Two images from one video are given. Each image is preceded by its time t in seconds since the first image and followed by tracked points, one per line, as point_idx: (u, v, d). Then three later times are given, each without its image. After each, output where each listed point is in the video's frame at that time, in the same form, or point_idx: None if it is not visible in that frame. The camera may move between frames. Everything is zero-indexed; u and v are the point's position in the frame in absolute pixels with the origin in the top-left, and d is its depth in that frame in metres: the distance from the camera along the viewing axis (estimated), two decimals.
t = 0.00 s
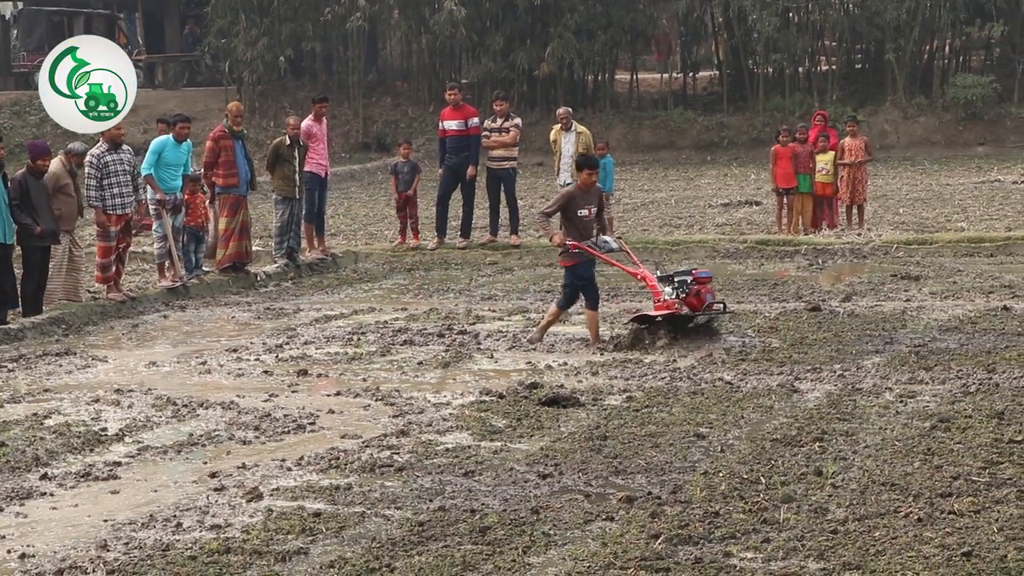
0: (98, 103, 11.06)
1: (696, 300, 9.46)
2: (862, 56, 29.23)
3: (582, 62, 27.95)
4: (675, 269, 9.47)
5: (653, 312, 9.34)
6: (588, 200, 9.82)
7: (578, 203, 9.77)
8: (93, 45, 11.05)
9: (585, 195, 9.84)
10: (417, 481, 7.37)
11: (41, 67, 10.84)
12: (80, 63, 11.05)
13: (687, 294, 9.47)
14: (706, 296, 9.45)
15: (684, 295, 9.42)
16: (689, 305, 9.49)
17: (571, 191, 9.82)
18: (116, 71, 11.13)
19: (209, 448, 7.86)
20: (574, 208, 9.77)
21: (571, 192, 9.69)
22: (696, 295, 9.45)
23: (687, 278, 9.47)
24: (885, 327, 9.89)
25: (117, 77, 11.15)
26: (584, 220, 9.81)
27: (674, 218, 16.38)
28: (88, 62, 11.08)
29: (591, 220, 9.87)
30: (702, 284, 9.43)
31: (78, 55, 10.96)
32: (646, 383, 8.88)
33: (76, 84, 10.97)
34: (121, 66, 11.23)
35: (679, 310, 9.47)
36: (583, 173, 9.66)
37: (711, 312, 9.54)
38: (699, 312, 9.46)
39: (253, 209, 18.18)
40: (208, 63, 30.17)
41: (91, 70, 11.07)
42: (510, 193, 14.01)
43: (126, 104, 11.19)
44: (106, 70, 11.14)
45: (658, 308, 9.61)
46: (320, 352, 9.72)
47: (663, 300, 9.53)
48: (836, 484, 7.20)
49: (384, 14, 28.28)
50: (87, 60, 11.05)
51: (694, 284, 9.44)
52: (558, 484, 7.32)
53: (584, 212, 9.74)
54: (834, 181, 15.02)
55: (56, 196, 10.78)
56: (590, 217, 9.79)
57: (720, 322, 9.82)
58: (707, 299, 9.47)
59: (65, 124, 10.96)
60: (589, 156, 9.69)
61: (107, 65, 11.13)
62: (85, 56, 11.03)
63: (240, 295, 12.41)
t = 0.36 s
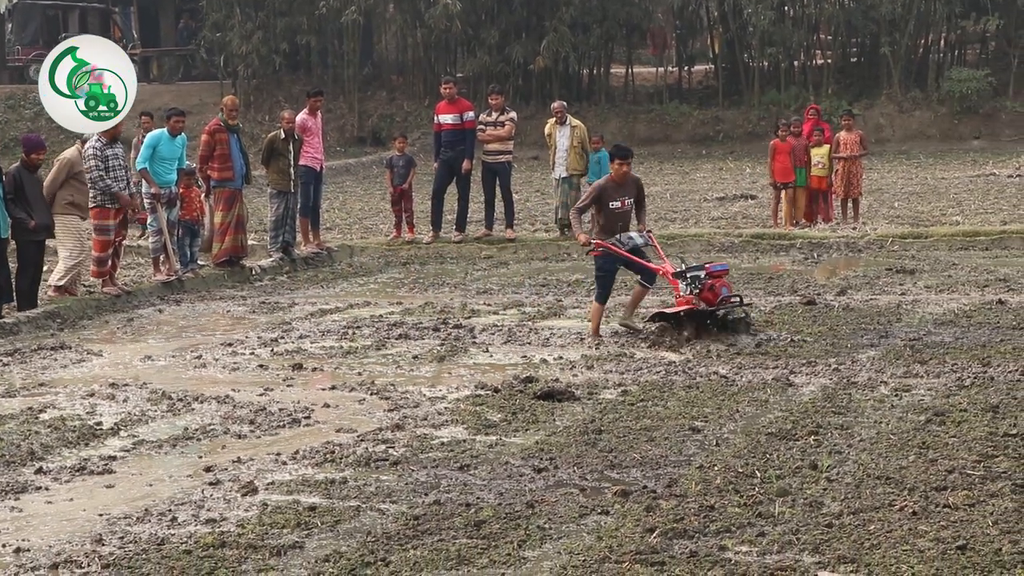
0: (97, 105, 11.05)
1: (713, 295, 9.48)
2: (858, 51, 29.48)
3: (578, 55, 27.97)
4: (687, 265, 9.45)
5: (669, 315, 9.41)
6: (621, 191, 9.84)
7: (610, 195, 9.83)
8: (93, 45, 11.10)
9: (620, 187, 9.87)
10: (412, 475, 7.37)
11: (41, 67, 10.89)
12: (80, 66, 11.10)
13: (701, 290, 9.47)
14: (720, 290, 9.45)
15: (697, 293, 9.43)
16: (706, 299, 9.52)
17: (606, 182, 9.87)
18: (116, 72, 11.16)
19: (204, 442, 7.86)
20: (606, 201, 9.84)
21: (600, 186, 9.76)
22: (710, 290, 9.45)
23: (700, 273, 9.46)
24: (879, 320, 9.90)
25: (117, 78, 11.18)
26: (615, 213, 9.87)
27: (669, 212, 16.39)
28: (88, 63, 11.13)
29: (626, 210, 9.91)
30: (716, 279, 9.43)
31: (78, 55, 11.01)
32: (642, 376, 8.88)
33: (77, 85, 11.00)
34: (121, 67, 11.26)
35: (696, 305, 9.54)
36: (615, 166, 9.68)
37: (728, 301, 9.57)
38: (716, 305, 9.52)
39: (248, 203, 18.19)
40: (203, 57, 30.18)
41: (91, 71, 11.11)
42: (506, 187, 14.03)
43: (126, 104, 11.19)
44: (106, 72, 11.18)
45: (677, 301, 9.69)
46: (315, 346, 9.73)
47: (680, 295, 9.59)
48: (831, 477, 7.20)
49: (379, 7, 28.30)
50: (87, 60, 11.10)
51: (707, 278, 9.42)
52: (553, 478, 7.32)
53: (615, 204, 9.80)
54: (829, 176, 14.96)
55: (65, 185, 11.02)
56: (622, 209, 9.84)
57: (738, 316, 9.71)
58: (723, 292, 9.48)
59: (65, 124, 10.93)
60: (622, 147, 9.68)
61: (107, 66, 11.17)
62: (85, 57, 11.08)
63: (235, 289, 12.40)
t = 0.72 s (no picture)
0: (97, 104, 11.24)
1: (735, 299, 9.27)
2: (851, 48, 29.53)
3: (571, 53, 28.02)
4: (708, 266, 9.32)
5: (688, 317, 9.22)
6: (658, 193, 9.76)
7: (646, 197, 9.77)
8: (93, 46, 11.31)
9: (658, 189, 9.78)
10: (406, 472, 7.37)
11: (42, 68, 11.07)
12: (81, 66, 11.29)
13: (722, 292, 9.29)
14: (741, 293, 9.26)
15: (717, 294, 9.25)
16: (727, 303, 9.32)
17: (643, 184, 9.81)
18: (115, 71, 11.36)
19: (198, 439, 7.86)
20: (641, 201, 9.79)
21: (635, 188, 9.72)
22: (730, 293, 9.27)
23: (722, 275, 9.28)
24: (873, 317, 9.91)
25: (116, 77, 11.38)
26: (650, 215, 9.81)
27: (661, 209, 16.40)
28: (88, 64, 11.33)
29: (663, 212, 9.82)
30: (737, 282, 9.25)
31: (78, 56, 11.21)
32: (636, 373, 8.89)
33: (76, 85, 11.20)
34: (120, 66, 11.45)
35: (717, 308, 9.34)
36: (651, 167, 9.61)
37: (751, 307, 9.33)
38: (736, 309, 9.29)
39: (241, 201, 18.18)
40: (196, 56, 30.20)
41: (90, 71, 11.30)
42: (499, 184, 14.02)
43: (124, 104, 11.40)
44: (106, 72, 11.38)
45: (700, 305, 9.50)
46: (309, 344, 9.73)
47: (702, 299, 9.42)
48: (825, 473, 7.20)
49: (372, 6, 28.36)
50: (87, 61, 11.30)
51: (728, 281, 9.25)
52: (547, 474, 7.32)
53: (649, 206, 9.74)
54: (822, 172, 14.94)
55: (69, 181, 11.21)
56: (657, 211, 9.77)
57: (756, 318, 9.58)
58: (744, 296, 9.27)
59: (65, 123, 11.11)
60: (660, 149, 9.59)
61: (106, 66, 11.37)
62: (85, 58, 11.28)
63: (229, 287, 12.40)
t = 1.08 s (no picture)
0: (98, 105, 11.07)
1: (752, 295, 9.29)
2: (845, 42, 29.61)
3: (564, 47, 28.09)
4: (727, 262, 9.29)
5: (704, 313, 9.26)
6: (686, 183, 9.90)
7: (674, 186, 9.92)
8: (95, 45, 11.15)
9: (686, 179, 9.94)
10: (400, 467, 7.38)
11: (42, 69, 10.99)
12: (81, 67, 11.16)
13: (739, 288, 9.30)
14: (758, 290, 9.27)
15: (734, 289, 9.27)
16: (742, 298, 9.33)
17: (672, 174, 9.97)
18: (115, 71, 11.18)
19: (191, 434, 7.86)
20: (670, 191, 9.93)
21: (665, 176, 9.86)
22: (748, 289, 9.28)
23: (739, 271, 9.29)
24: (866, 310, 9.93)
25: (117, 77, 11.19)
26: (677, 205, 9.94)
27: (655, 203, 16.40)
28: (89, 63, 11.17)
29: (690, 204, 9.96)
30: (755, 278, 9.26)
31: (78, 56, 11.08)
32: (629, 367, 8.89)
33: (77, 85, 11.07)
34: (121, 66, 11.27)
35: (733, 303, 9.37)
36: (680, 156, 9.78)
37: (767, 304, 9.34)
38: (752, 305, 9.31)
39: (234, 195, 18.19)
40: (189, 50, 30.22)
41: (91, 71, 11.15)
42: (493, 179, 14.04)
43: (126, 104, 11.18)
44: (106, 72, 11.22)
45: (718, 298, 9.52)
46: (302, 338, 9.73)
47: (719, 293, 9.45)
48: (819, 466, 7.21)
49: None
50: (87, 60, 11.15)
51: (746, 276, 9.26)
52: (541, 468, 7.33)
53: (677, 195, 9.88)
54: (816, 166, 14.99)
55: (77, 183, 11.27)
56: (685, 201, 9.89)
57: (769, 315, 9.55)
58: (760, 293, 9.29)
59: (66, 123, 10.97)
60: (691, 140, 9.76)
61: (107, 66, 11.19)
62: (86, 57, 11.13)
63: (223, 282, 12.42)
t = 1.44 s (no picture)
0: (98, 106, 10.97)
1: (763, 282, 9.19)
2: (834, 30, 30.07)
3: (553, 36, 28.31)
4: (743, 244, 9.21)
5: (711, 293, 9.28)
6: (716, 166, 9.79)
7: (704, 168, 9.81)
8: (95, 46, 11.09)
9: (718, 163, 9.81)
10: (390, 456, 7.38)
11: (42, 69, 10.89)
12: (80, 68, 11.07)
13: (751, 272, 9.22)
14: (768, 276, 9.15)
15: (744, 272, 9.20)
16: (754, 283, 9.24)
17: (705, 156, 9.85)
18: (115, 71, 11.12)
19: (181, 423, 7.86)
20: (699, 172, 9.83)
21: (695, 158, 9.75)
22: (756, 274, 9.19)
23: (753, 255, 9.21)
24: (855, 298, 9.96)
25: (117, 77, 11.14)
26: (706, 187, 9.83)
27: (645, 193, 16.40)
28: (88, 64, 11.10)
29: (721, 186, 9.85)
30: (767, 263, 9.16)
31: (78, 56, 11.01)
32: (619, 356, 8.91)
33: (76, 85, 10.98)
34: (121, 66, 11.22)
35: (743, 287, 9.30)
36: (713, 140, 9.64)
37: (777, 292, 9.21)
38: (761, 291, 9.21)
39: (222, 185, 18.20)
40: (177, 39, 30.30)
41: (91, 72, 11.08)
42: (482, 168, 14.02)
43: (126, 105, 11.13)
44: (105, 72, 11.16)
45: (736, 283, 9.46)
46: (292, 328, 9.73)
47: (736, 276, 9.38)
48: (808, 455, 7.22)
49: None
50: (87, 61, 11.08)
51: (758, 261, 9.17)
52: (531, 457, 7.33)
53: (705, 178, 9.77)
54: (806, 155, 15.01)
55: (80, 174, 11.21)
56: (713, 184, 9.77)
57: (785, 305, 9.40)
58: (770, 279, 9.17)
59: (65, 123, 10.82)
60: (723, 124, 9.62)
61: (107, 66, 11.14)
62: (85, 58, 11.05)
63: (212, 272, 12.41)
